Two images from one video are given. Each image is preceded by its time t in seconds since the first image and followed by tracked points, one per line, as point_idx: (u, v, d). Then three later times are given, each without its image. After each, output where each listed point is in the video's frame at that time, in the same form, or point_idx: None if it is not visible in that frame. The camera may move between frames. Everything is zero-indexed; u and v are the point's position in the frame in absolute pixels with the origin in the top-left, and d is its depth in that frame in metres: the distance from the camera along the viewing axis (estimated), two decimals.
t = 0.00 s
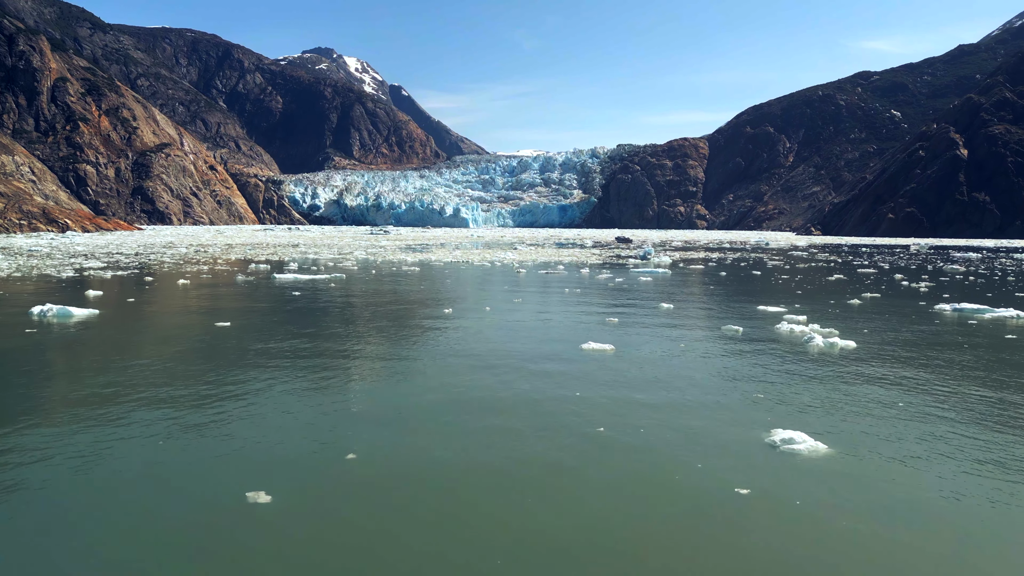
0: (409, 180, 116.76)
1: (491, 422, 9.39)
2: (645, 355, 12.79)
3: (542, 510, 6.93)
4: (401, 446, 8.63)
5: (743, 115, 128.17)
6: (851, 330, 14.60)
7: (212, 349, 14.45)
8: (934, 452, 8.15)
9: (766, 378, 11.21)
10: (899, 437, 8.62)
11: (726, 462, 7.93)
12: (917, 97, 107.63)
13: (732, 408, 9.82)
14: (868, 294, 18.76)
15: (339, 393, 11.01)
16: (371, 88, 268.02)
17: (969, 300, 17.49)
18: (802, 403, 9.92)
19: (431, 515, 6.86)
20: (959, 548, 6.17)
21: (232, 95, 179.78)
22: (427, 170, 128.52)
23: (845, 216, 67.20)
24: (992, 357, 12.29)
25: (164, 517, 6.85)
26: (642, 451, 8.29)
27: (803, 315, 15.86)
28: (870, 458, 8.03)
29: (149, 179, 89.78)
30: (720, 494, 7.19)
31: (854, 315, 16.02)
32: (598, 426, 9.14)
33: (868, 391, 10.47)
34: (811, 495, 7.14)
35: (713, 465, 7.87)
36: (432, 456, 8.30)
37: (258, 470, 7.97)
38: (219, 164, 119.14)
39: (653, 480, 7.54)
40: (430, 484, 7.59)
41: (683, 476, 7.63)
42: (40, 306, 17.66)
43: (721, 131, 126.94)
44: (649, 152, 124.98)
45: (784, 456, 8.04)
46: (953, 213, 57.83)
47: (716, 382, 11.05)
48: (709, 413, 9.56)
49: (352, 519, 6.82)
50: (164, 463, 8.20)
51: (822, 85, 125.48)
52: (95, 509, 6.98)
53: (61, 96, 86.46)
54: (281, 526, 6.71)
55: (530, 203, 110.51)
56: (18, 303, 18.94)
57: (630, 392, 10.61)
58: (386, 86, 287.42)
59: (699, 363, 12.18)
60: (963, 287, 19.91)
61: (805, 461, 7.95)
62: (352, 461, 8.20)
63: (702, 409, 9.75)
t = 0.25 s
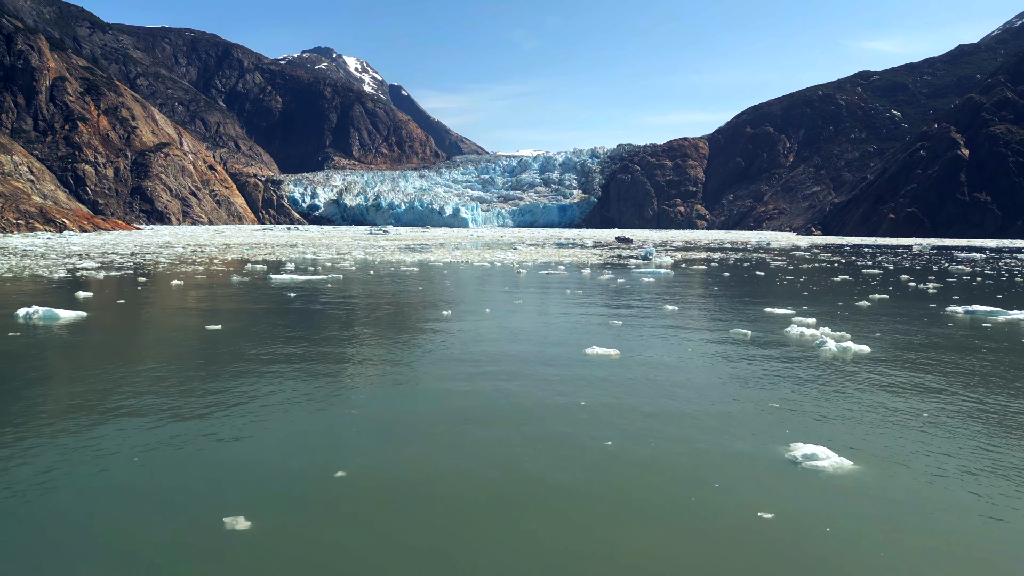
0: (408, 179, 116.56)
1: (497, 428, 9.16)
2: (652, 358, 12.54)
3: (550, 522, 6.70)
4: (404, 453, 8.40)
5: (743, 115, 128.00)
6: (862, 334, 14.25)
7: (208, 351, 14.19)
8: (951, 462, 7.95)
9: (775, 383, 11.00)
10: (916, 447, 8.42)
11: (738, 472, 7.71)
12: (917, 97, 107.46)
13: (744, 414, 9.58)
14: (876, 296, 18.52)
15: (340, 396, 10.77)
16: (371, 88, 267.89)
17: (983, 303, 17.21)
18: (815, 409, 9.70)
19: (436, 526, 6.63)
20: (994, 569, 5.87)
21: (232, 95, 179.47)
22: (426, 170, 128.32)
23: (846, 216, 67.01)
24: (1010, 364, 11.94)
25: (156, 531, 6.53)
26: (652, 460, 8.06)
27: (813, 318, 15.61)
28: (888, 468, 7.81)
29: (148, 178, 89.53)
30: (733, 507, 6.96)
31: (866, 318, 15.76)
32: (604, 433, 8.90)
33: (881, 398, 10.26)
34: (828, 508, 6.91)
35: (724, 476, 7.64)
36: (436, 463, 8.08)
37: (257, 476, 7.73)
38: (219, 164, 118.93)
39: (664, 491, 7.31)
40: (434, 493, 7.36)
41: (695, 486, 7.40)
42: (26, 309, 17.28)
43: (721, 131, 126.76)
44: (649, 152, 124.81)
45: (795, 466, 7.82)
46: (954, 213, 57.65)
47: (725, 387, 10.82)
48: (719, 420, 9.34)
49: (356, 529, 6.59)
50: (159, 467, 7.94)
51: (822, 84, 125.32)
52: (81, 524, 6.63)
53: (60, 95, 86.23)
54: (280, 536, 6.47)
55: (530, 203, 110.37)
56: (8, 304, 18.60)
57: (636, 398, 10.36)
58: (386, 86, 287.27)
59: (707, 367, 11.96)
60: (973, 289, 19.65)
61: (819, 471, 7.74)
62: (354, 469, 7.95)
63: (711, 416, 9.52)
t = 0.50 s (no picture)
0: (408, 179, 116.35)
1: (497, 430, 8.86)
2: (656, 359, 12.25)
3: (552, 527, 6.39)
4: (401, 456, 8.10)
5: (743, 115, 127.82)
6: (877, 338, 13.76)
7: (202, 353, 13.91)
8: (970, 463, 7.66)
9: (785, 383, 10.69)
10: (932, 446, 8.13)
11: (748, 473, 7.45)
12: (916, 97, 107.27)
13: (752, 414, 9.30)
14: (883, 298, 18.25)
15: (336, 398, 10.47)
16: (370, 88, 267.74)
17: (994, 305, 16.91)
18: (830, 414, 9.24)
19: (434, 533, 6.33)
20: None
21: (231, 95, 179.23)
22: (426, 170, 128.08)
23: (847, 216, 66.81)
24: None
25: (134, 555, 6.03)
26: (659, 461, 7.77)
27: (822, 320, 15.34)
28: (904, 470, 7.51)
29: (147, 178, 89.30)
30: (745, 510, 6.66)
31: (876, 321, 15.48)
32: (607, 435, 8.61)
33: (895, 397, 9.97)
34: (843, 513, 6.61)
35: (734, 478, 7.35)
36: (434, 467, 7.79)
37: (248, 482, 7.44)
38: (217, 164, 118.69)
39: (671, 493, 7.02)
40: (431, 498, 7.05)
41: (703, 489, 7.10)
42: (12, 311, 16.87)
43: (721, 131, 126.60)
44: (649, 152, 124.62)
45: (805, 469, 7.53)
46: (955, 213, 57.45)
47: (733, 387, 10.54)
48: (728, 420, 9.05)
49: (344, 546, 6.13)
50: (147, 473, 7.65)
51: (822, 84, 125.12)
52: (54, 546, 6.14)
53: (58, 95, 86.01)
54: (270, 544, 6.18)
55: (529, 203, 110.19)
56: None
57: (640, 397, 10.07)
58: (386, 86, 287.18)
59: (714, 367, 11.67)
60: (982, 291, 19.37)
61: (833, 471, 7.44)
62: (349, 472, 7.66)
63: (719, 416, 9.22)
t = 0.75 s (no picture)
0: (407, 179, 116.17)
1: (504, 440, 8.64)
2: (668, 366, 12.00)
3: (559, 543, 6.21)
4: (405, 468, 7.88)
5: (743, 115, 127.68)
6: (891, 343, 13.50)
7: (197, 356, 13.61)
8: (996, 478, 7.39)
9: (798, 392, 10.46)
10: (956, 459, 7.89)
11: (767, 490, 7.17)
12: (916, 97, 107.11)
13: (767, 425, 9.06)
14: (891, 300, 17.99)
15: (339, 405, 10.23)
16: (370, 88, 267.56)
17: (1004, 308, 16.70)
18: (849, 426, 8.95)
19: (438, 550, 6.10)
20: None
21: (231, 95, 178.94)
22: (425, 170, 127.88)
23: (847, 217, 66.65)
24: None
25: None
26: (668, 476, 7.56)
27: (832, 324, 15.07)
28: (926, 485, 7.27)
29: (145, 178, 89.07)
30: (759, 525, 6.47)
31: (887, 324, 15.23)
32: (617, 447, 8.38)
33: (912, 406, 9.74)
34: (861, 529, 6.40)
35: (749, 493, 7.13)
36: (439, 480, 7.54)
37: (247, 497, 7.21)
38: (216, 164, 118.44)
39: (683, 509, 6.80)
40: (437, 512, 6.84)
41: (716, 505, 6.88)
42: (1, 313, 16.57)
43: (721, 131, 126.46)
44: (649, 152, 124.48)
45: (821, 484, 7.29)
46: (956, 213, 57.32)
47: (745, 396, 10.30)
48: (742, 432, 8.80)
49: (347, 567, 5.86)
50: (143, 486, 7.41)
51: (822, 84, 124.94)
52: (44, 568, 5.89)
53: (56, 95, 85.77)
54: (272, 561, 5.97)
55: (529, 203, 110.04)
56: None
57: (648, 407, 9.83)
58: (385, 86, 286.98)
59: (724, 374, 11.44)
60: (989, 292, 19.18)
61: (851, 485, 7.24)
62: (352, 486, 7.42)
63: (732, 426, 9.02)
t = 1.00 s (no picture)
0: (406, 179, 115.97)
1: (508, 450, 8.41)
2: (676, 371, 11.76)
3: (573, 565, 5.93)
4: (407, 479, 7.64)
5: (743, 116, 127.50)
6: (907, 348, 13.18)
7: (191, 358, 13.35)
8: None
9: (810, 399, 10.22)
10: (977, 473, 7.62)
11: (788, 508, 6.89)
12: (916, 97, 106.95)
13: (777, 435, 8.82)
14: (901, 302, 17.75)
15: (341, 409, 10.00)
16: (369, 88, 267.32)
17: (1015, 311, 16.46)
18: (870, 439, 8.64)
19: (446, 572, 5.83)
20: None
21: (230, 94, 178.63)
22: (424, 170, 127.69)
23: (847, 217, 66.46)
24: None
25: None
26: (677, 489, 7.34)
27: (844, 327, 14.82)
28: (955, 503, 6.97)
29: (143, 178, 88.81)
30: (770, 543, 6.24)
31: (898, 328, 14.98)
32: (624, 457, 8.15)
33: (928, 415, 9.48)
34: (888, 551, 6.10)
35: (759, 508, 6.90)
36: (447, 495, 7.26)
37: (243, 509, 6.97)
38: (215, 164, 118.14)
39: (693, 526, 6.57)
40: (438, 527, 6.60)
41: (726, 521, 6.65)
42: None
43: (720, 131, 126.24)
44: (648, 152, 124.31)
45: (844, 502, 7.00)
46: (956, 213, 57.15)
47: (756, 403, 10.06)
48: (752, 442, 8.57)
49: None
50: (137, 499, 7.15)
51: (822, 84, 124.75)
52: None
53: (54, 94, 85.48)
54: None
55: (528, 203, 109.85)
56: None
57: (655, 415, 9.59)
58: (384, 86, 286.73)
59: (734, 380, 11.20)
60: (997, 294, 18.95)
61: (867, 502, 7.01)
62: (350, 498, 7.18)
63: (742, 436, 8.79)
